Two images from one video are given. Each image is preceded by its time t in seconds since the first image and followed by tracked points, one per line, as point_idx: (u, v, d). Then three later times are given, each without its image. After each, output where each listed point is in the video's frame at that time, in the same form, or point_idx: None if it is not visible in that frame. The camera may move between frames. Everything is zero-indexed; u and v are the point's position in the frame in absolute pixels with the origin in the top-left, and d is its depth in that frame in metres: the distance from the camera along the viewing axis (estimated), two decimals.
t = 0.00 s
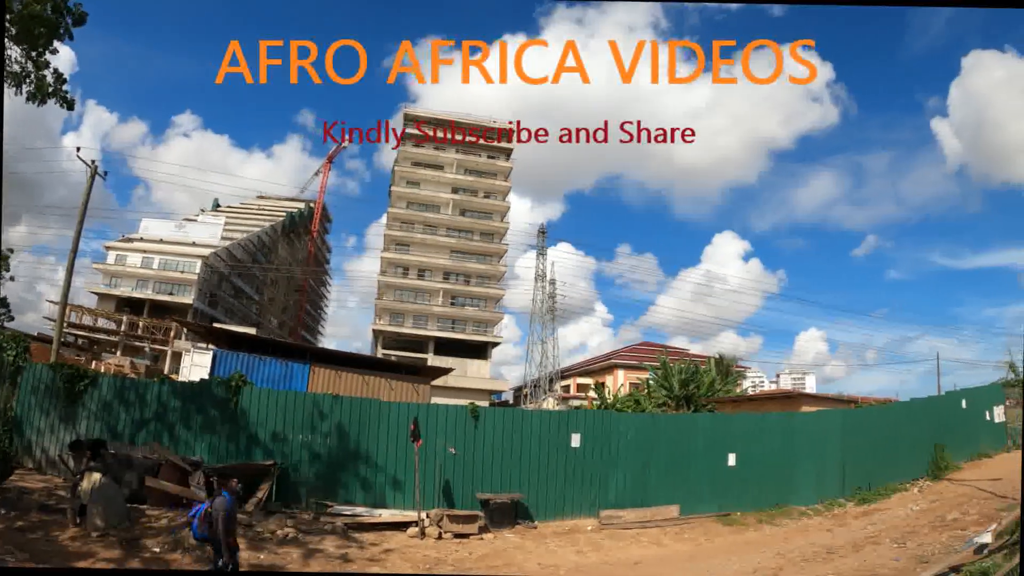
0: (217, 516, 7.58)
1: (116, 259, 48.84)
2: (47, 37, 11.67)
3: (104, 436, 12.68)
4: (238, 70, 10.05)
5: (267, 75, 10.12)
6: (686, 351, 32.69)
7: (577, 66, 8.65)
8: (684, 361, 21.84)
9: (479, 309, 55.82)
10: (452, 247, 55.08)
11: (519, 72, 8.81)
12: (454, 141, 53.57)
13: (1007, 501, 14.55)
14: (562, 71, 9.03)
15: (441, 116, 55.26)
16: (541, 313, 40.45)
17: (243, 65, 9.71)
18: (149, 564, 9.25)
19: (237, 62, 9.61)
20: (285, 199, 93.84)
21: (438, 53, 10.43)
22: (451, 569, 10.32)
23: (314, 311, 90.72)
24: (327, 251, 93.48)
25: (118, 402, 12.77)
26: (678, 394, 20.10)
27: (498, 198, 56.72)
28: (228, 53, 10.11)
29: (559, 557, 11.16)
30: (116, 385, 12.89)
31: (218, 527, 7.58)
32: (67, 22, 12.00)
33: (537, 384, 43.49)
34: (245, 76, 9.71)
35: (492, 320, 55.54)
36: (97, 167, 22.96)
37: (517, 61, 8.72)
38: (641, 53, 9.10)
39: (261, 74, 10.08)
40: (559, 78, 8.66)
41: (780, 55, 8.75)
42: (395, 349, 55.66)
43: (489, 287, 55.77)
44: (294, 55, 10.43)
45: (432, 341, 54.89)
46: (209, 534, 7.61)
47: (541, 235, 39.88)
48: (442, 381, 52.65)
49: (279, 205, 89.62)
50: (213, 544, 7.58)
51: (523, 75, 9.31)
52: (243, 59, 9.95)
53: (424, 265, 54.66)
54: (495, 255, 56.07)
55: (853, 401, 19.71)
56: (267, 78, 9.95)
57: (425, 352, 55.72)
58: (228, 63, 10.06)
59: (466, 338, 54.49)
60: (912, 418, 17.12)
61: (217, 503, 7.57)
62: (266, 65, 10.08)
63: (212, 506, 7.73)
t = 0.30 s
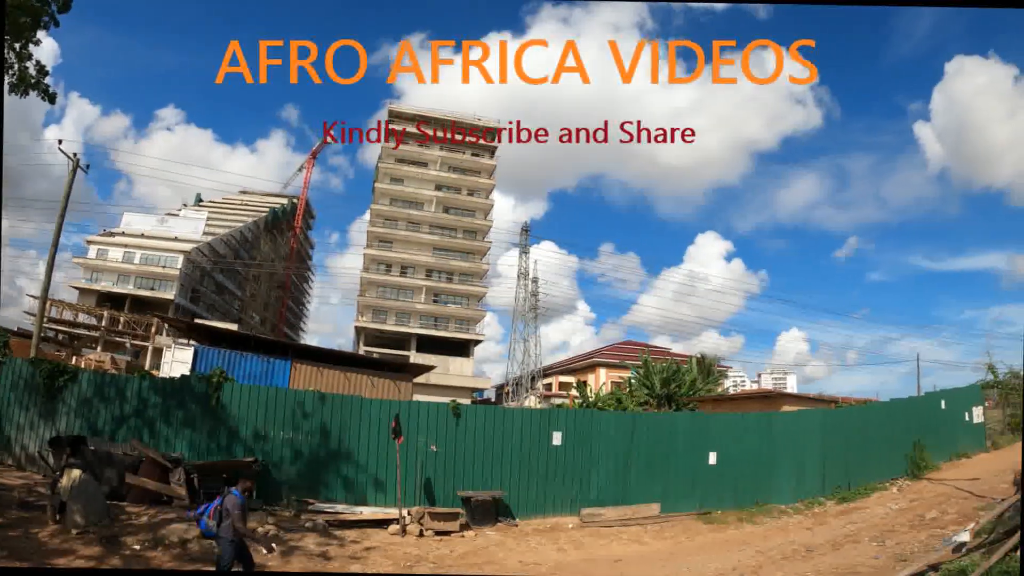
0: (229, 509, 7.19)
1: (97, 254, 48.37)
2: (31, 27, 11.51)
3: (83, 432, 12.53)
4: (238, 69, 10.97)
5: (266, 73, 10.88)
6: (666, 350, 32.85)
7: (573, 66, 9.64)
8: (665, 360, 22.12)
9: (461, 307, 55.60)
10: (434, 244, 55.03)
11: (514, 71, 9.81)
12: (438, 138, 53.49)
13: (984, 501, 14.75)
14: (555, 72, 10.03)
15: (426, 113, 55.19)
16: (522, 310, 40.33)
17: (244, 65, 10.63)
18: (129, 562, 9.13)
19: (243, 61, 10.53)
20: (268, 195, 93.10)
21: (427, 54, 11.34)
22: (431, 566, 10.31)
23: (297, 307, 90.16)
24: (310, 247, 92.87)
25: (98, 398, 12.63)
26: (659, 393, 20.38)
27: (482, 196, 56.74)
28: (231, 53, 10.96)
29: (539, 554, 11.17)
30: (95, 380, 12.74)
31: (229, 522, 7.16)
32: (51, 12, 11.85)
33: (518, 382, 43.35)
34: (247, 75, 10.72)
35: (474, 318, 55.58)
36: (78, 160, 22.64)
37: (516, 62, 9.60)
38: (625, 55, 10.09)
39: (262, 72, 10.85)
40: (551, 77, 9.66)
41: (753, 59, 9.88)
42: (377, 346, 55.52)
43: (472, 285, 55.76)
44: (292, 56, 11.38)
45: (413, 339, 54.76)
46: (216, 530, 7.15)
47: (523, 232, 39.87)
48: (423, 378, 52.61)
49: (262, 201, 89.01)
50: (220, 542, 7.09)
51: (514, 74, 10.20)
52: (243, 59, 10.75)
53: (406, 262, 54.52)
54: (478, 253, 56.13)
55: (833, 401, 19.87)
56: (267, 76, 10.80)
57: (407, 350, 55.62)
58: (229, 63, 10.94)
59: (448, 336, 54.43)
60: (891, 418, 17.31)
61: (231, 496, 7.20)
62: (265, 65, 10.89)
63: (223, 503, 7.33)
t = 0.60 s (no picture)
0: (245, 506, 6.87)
1: (79, 248, 47.82)
2: (14, 18, 11.37)
3: (63, 428, 12.39)
4: (238, 69, 10.48)
5: (267, 74, 10.43)
6: (649, 351, 32.96)
7: (575, 67, 9.38)
8: (648, 360, 22.50)
9: (443, 306, 55.34)
10: (418, 242, 54.85)
11: (522, 71, 9.55)
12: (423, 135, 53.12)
13: (963, 502, 14.92)
14: (559, 72, 9.72)
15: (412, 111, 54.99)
16: (504, 310, 40.17)
17: (243, 65, 10.12)
18: (108, 560, 9.02)
19: (242, 62, 10.02)
20: (252, 191, 92.45)
21: (434, 56, 11.10)
22: (413, 565, 10.29)
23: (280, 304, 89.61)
24: (293, 243, 92.30)
25: (78, 394, 12.50)
26: (641, 393, 20.82)
27: (467, 194, 56.45)
28: (230, 53, 10.54)
29: (521, 553, 11.18)
30: (76, 375, 12.60)
31: (244, 520, 6.82)
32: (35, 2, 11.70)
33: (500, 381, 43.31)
34: (247, 75, 10.14)
35: (457, 317, 55.72)
36: (61, 154, 22.35)
37: (518, 61, 9.31)
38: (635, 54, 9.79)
39: (261, 73, 10.39)
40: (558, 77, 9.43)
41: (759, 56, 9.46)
42: (359, 344, 55.39)
43: (455, 284, 55.74)
44: (293, 56, 10.89)
45: (396, 337, 54.68)
46: (233, 530, 6.80)
47: (506, 231, 39.72)
48: (405, 377, 52.68)
49: (245, 197, 88.39)
50: (236, 541, 6.75)
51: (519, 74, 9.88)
52: (243, 59, 10.30)
53: (390, 260, 54.15)
54: (462, 252, 56.10)
55: (813, 403, 20.05)
56: (267, 77, 10.29)
57: (390, 348, 55.52)
58: (228, 63, 10.49)
59: (430, 335, 54.46)
60: (871, 420, 17.50)
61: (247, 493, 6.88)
62: (266, 64, 10.41)
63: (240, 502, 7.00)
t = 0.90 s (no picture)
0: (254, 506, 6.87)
1: (60, 243, 47.24)
2: None
3: (43, 426, 11.83)
4: (236, 70, 9.38)
5: (267, 75, 9.43)
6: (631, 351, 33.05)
7: (577, 67, 8.55)
8: (630, 361, 22.35)
9: (427, 304, 55.75)
10: (402, 241, 54.32)
11: (531, 72, 8.75)
12: (409, 132, 52.52)
13: (942, 502, 15.13)
14: (559, 72, 8.85)
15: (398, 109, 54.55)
16: (487, 309, 39.98)
17: (242, 66, 9.04)
18: (88, 559, 8.91)
19: (240, 61, 8.88)
20: (235, 186, 91.51)
21: (435, 53, 10.30)
22: (394, 564, 10.28)
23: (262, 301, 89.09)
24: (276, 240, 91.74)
25: (59, 391, 11.97)
26: (623, 393, 20.56)
27: (451, 193, 55.13)
28: (227, 53, 9.45)
29: (502, 552, 11.20)
30: (57, 372, 12.04)
31: (253, 519, 6.85)
32: None
33: (482, 380, 43.35)
34: (246, 77, 9.06)
35: (439, 316, 55.87)
36: (43, 147, 22.05)
37: (517, 61, 8.51)
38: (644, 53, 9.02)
39: (262, 74, 9.37)
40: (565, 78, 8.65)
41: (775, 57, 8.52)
42: (342, 342, 55.28)
43: (438, 283, 55.69)
44: (294, 56, 9.92)
45: (379, 335, 54.60)
46: (242, 528, 6.83)
47: (489, 230, 39.54)
48: (388, 375, 52.89)
49: (229, 193, 87.70)
50: (245, 541, 6.80)
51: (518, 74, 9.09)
52: (242, 58, 9.27)
53: (373, 258, 53.74)
54: (445, 250, 55.85)
55: (794, 404, 20.19)
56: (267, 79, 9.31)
57: (372, 346, 55.44)
58: (227, 62, 9.39)
59: (412, 334, 54.69)
60: (850, 421, 17.69)
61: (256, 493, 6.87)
62: (266, 65, 9.42)
63: (247, 499, 7.00)
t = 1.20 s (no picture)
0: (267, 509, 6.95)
1: (42, 237, 46.62)
2: None
3: (21, 422, 11.45)
4: (237, 70, 9.31)
5: (265, 75, 9.41)
6: (616, 350, 33.14)
7: (577, 67, 8.54)
8: (613, 360, 22.98)
9: (409, 302, 55.48)
10: (386, 237, 53.75)
11: (526, 72, 8.71)
12: (394, 129, 52.13)
13: (922, 502, 15.31)
14: (559, 72, 8.92)
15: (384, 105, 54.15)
16: (470, 307, 39.81)
17: (240, 66, 8.96)
18: (68, 556, 8.82)
19: (240, 61, 8.85)
20: (219, 181, 90.77)
21: (434, 53, 10.29)
22: (375, 562, 10.27)
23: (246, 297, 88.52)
24: (260, 235, 91.17)
25: (40, 387, 11.66)
26: (606, 392, 21.32)
27: (435, 191, 54.62)
28: (227, 53, 9.40)
29: (483, 551, 11.22)
30: (37, 367, 11.71)
31: (267, 522, 6.94)
32: None
33: (465, 378, 43.19)
34: (246, 77, 8.98)
35: (423, 314, 55.81)
36: (25, 140, 21.76)
37: (517, 61, 8.57)
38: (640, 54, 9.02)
39: (260, 74, 9.35)
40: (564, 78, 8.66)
41: (764, 57, 8.47)
42: (325, 339, 55.08)
43: (422, 281, 55.55)
44: (294, 56, 9.91)
45: (362, 332, 54.45)
46: (256, 531, 6.92)
47: (474, 228, 39.40)
48: (371, 372, 52.92)
49: (213, 188, 87.01)
50: (258, 543, 6.88)
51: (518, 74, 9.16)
52: (241, 59, 9.24)
53: (356, 255, 53.70)
54: (430, 248, 55.62)
55: (777, 404, 20.36)
56: (265, 79, 9.27)
57: (356, 343, 55.28)
58: (228, 62, 9.30)
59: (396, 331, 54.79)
60: (831, 422, 17.88)
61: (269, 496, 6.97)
62: (265, 65, 9.35)
63: (258, 503, 7.07)
